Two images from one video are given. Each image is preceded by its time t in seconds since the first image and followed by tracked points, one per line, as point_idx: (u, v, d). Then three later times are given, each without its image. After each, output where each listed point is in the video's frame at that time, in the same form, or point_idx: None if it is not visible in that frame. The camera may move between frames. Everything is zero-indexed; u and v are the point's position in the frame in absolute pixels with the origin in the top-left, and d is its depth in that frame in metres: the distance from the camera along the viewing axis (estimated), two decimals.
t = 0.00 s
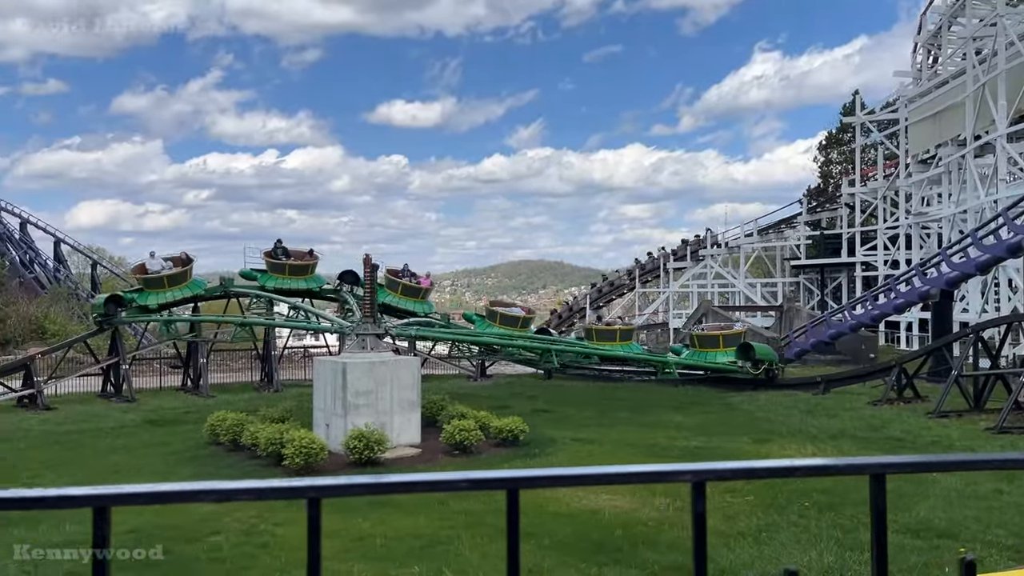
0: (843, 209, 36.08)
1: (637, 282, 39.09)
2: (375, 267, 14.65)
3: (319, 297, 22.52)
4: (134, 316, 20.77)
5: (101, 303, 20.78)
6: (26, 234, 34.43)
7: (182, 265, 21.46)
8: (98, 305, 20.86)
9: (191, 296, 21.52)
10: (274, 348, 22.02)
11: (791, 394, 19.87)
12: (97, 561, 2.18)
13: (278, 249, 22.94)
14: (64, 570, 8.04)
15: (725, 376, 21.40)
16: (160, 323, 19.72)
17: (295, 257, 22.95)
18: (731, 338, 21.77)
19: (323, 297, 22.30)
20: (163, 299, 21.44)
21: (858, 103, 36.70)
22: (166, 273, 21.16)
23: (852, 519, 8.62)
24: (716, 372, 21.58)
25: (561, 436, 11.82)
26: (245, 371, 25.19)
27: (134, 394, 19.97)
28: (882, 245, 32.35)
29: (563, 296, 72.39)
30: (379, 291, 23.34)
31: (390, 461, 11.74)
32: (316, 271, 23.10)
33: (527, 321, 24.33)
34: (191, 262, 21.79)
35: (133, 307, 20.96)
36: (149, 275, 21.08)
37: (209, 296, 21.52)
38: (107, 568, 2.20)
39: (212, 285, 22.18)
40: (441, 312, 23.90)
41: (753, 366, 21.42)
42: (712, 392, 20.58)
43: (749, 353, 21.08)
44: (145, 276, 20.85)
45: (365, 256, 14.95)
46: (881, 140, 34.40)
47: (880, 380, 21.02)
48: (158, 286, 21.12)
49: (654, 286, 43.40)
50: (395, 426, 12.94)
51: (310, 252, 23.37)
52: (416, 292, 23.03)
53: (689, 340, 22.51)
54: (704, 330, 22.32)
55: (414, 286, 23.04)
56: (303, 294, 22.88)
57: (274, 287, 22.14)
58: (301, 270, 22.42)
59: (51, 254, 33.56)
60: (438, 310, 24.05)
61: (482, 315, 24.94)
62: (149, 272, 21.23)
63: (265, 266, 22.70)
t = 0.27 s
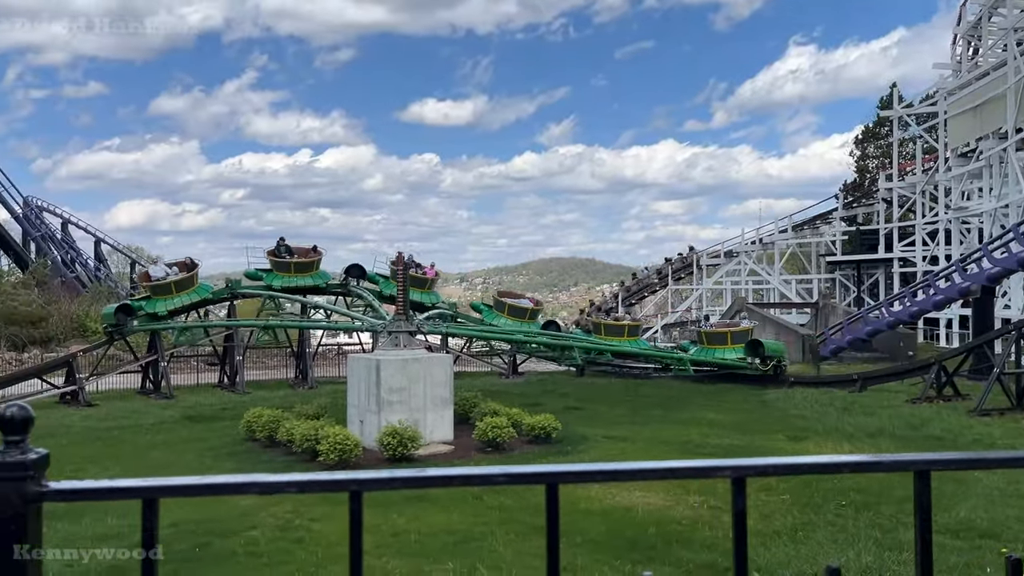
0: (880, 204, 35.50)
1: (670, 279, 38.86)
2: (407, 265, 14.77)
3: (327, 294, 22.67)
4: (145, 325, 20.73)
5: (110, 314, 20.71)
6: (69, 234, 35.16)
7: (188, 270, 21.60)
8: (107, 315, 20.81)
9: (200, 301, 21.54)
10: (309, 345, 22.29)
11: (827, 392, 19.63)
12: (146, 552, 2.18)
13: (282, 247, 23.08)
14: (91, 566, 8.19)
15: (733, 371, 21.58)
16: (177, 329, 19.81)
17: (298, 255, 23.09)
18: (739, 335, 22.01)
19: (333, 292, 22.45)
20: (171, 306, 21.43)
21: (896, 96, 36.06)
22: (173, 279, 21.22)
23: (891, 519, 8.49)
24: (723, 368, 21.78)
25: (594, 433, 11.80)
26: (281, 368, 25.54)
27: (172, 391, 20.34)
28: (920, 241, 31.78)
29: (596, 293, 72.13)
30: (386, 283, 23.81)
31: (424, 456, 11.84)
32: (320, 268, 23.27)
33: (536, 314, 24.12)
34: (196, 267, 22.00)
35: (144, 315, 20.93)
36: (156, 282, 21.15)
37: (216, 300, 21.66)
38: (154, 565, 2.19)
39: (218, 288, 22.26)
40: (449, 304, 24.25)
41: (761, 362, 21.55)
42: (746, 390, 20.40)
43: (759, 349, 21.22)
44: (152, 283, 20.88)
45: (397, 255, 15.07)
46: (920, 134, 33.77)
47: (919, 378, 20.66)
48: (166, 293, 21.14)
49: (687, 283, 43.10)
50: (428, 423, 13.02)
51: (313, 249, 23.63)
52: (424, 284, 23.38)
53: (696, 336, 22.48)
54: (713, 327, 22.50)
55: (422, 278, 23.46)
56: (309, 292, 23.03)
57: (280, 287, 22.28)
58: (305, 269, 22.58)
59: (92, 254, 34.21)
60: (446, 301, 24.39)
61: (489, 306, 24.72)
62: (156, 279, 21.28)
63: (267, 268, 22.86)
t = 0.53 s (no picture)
0: (918, 199, 34.87)
1: (703, 275, 38.56)
2: (439, 263, 14.85)
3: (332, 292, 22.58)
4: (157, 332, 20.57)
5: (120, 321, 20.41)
6: (109, 234, 35.81)
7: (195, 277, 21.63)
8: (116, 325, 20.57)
9: (207, 306, 21.48)
10: (342, 343, 22.50)
11: (863, 389, 19.35)
12: (196, 542, 2.21)
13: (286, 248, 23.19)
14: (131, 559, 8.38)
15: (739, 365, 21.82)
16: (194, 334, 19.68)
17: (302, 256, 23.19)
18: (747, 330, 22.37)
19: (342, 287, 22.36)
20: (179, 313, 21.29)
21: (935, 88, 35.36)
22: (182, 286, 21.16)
23: (930, 518, 8.35)
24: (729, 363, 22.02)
25: (627, 431, 11.76)
26: (315, 366, 25.83)
27: (210, 388, 20.71)
28: (960, 236, 31.15)
29: (628, 290, 71.76)
30: (391, 276, 23.84)
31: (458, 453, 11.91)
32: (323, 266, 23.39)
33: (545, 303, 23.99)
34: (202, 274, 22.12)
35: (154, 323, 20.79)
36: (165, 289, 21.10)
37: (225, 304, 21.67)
38: (200, 558, 2.22)
39: (226, 293, 22.18)
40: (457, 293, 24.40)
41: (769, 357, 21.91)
42: (781, 387, 20.18)
43: (767, 343, 21.63)
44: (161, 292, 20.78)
45: (430, 252, 15.17)
46: (959, 126, 33.08)
47: (959, 375, 20.26)
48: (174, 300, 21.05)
49: (721, 279, 42.74)
50: (461, 420, 13.09)
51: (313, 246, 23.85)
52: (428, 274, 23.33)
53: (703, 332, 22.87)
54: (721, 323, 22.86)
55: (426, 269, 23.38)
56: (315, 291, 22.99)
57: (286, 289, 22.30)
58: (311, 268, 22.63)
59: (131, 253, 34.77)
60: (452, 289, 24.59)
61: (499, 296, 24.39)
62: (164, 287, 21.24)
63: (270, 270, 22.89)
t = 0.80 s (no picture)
0: (956, 193, 34.20)
1: (736, 272, 38.22)
2: (470, 260, 14.90)
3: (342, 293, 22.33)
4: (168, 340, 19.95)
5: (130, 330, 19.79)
6: (146, 234, 36.38)
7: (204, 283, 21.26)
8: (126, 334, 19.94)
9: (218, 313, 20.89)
10: (375, 340, 22.68)
11: (901, 387, 19.05)
12: (242, 533, 2.25)
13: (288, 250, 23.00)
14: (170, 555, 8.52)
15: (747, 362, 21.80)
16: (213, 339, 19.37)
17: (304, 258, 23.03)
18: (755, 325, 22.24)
19: (361, 288, 22.41)
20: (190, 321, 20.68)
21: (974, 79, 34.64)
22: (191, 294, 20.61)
23: (970, 517, 8.20)
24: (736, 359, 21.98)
25: (660, 428, 11.72)
26: (348, 363, 26.06)
27: (245, 385, 21.01)
28: (1000, 230, 30.52)
29: (660, 287, 71.32)
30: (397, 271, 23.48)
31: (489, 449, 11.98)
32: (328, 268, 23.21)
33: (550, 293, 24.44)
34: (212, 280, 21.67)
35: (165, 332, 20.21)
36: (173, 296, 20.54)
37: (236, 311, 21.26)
38: (247, 550, 2.26)
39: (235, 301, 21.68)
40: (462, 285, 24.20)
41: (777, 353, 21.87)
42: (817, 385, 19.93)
43: (776, 339, 21.62)
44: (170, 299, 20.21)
45: (461, 250, 15.23)
46: (999, 119, 32.39)
47: (1001, 372, 19.86)
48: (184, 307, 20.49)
49: (754, 276, 42.33)
50: (493, 417, 13.14)
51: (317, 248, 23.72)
52: (434, 267, 23.12)
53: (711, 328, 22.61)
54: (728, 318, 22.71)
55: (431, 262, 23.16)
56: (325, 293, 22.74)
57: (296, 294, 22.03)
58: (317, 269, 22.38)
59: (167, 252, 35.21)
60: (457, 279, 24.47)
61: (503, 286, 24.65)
62: (172, 295, 20.62)
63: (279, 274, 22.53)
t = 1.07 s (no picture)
0: (995, 187, 33.49)
1: (768, 269, 37.81)
2: (501, 258, 14.92)
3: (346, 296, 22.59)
4: (176, 348, 20.36)
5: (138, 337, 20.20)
6: (181, 233, 36.83)
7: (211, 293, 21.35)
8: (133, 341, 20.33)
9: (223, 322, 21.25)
10: (405, 338, 22.84)
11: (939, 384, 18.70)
12: (282, 527, 2.27)
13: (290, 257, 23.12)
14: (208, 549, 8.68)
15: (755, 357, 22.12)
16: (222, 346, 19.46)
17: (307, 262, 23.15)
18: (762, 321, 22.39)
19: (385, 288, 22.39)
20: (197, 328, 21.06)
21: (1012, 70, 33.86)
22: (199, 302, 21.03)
23: (1010, 517, 8.02)
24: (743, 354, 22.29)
25: (691, 426, 11.65)
26: (379, 361, 26.26)
27: (278, 383, 21.32)
28: None
29: (691, 284, 70.77)
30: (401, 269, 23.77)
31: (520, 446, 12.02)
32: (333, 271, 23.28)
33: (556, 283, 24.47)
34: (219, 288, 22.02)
35: (173, 340, 20.62)
36: (181, 305, 20.96)
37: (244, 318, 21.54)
38: (285, 544, 2.29)
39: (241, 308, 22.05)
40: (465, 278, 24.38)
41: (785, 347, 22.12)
42: (851, 382, 19.65)
43: (782, 335, 21.72)
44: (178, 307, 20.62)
45: (491, 247, 15.26)
46: None
47: None
48: (192, 315, 20.92)
49: (787, 273, 41.86)
50: (523, 414, 13.16)
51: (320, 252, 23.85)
52: (438, 262, 23.50)
53: (717, 322, 22.71)
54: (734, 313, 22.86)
55: (435, 257, 23.51)
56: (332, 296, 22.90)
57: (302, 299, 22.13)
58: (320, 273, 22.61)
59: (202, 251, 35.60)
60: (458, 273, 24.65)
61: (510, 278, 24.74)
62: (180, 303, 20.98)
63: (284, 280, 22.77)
